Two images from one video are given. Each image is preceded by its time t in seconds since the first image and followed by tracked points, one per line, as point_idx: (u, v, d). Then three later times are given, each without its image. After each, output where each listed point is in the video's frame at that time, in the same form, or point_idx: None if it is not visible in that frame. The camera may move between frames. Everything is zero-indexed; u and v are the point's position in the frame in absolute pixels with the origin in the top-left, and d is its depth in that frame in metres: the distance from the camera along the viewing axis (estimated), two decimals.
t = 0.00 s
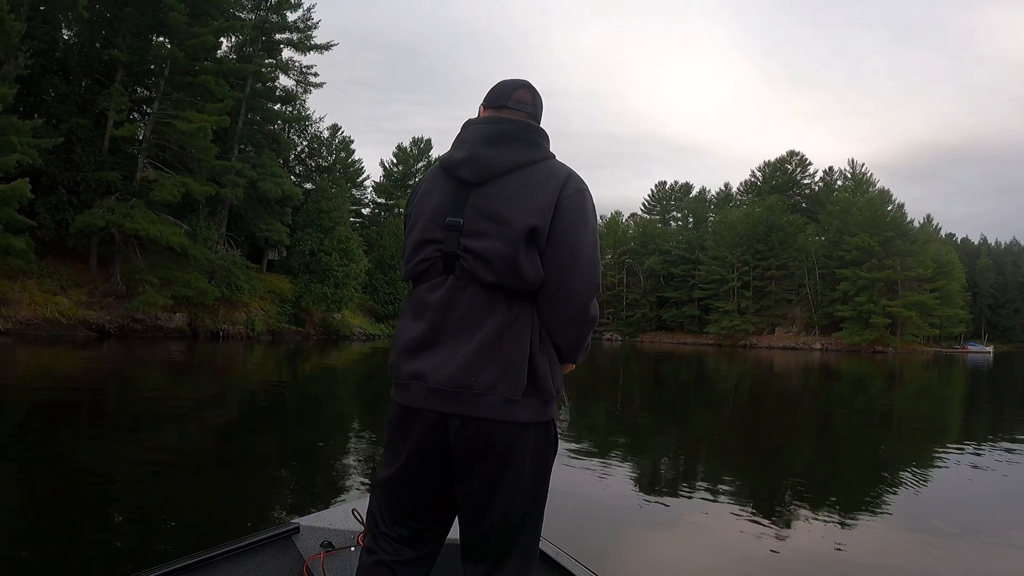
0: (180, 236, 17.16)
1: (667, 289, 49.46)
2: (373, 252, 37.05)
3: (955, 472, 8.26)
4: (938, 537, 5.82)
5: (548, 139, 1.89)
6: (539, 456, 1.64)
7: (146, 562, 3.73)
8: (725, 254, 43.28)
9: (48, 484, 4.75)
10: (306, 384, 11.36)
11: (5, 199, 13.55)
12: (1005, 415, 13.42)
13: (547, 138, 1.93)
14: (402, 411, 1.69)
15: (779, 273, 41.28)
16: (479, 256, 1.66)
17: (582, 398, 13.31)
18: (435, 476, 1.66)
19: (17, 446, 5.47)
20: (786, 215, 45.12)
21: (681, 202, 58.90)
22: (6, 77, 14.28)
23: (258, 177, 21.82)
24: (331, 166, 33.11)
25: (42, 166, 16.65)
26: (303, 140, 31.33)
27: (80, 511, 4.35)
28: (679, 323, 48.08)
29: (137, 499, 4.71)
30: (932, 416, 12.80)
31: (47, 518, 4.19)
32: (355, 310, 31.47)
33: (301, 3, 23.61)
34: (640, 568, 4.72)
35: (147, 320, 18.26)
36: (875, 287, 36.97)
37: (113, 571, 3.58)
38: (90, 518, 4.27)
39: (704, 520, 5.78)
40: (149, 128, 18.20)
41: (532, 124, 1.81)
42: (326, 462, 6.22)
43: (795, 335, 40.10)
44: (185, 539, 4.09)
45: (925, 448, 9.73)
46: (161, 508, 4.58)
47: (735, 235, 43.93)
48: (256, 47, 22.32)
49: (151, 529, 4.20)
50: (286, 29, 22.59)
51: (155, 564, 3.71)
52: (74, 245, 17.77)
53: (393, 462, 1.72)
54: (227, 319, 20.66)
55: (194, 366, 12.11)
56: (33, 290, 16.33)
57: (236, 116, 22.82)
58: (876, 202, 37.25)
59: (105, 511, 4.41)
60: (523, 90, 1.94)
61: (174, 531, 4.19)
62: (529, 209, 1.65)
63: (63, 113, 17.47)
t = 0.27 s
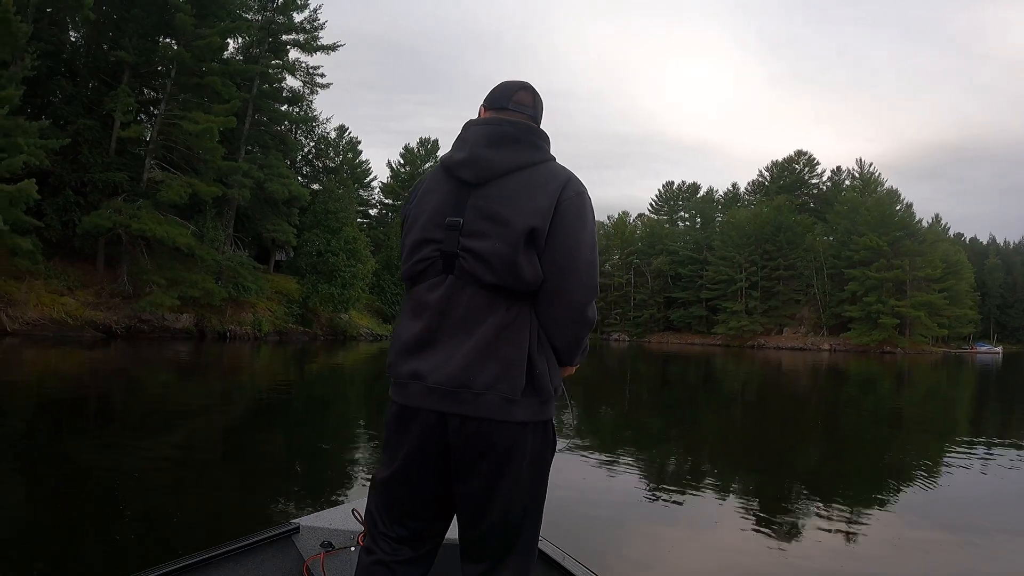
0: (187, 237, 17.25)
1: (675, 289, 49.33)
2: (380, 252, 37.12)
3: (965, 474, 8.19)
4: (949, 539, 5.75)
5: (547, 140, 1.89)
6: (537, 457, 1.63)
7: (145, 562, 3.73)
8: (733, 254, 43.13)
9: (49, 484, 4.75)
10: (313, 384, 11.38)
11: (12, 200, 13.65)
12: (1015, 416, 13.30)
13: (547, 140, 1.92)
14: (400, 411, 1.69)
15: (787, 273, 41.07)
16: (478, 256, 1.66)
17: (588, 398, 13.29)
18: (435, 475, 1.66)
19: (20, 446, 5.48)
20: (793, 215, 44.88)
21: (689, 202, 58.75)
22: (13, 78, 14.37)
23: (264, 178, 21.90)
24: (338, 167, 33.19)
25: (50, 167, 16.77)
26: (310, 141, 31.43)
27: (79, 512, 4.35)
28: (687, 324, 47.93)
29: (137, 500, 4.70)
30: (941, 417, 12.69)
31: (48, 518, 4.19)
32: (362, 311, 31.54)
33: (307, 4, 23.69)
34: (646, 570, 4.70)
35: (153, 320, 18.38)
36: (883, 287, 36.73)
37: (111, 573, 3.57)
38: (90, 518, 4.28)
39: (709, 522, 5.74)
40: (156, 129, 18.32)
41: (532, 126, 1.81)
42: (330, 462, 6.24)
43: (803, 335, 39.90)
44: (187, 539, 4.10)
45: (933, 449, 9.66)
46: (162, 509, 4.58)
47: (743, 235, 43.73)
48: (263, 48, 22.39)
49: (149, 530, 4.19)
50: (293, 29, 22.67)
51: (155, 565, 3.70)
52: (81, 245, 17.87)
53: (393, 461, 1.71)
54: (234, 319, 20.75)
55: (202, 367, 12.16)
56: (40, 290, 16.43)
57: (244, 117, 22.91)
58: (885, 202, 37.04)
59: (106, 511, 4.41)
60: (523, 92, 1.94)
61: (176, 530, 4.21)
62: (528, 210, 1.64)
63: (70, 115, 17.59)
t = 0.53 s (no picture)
0: (194, 238, 17.33)
1: (683, 290, 49.18)
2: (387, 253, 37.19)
3: (975, 476, 8.11)
4: (960, 543, 5.69)
5: (546, 139, 1.88)
6: (534, 457, 1.63)
7: (145, 562, 3.74)
8: (741, 255, 42.95)
9: (51, 483, 4.77)
10: (319, 385, 11.42)
11: (19, 201, 13.74)
12: None
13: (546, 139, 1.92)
14: (398, 412, 1.69)
15: (796, 274, 40.84)
16: (476, 255, 1.65)
17: (594, 399, 13.27)
18: (433, 475, 1.65)
19: (24, 445, 5.52)
20: (801, 215, 44.65)
21: (697, 202, 58.54)
22: (20, 80, 14.48)
23: (272, 179, 21.99)
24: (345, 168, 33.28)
25: (57, 169, 16.89)
26: (317, 142, 31.52)
27: (81, 512, 4.36)
28: (695, 325, 47.76)
29: (139, 500, 4.72)
30: (950, 419, 12.59)
31: (50, 518, 4.21)
32: (370, 311, 31.60)
33: (314, 5, 23.76)
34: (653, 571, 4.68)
35: (160, 321, 18.48)
36: (892, 288, 36.50)
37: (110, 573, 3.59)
38: (91, 518, 4.29)
39: (713, 523, 5.71)
40: (163, 130, 18.41)
41: (531, 124, 1.80)
42: (334, 463, 6.26)
43: (812, 336, 39.65)
44: (188, 540, 4.11)
45: (942, 451, 9.58)
46: (164, 509, 4.59)
47: (751, 236, 43.54)
48: (269, 50, 22.47)
49: (151, 530, 4.20)
50: (300, 30, 22.75)
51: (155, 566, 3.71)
52: (88, 246, 17.98)
53: (392, 461, 1.71)
54: (242, 320, 20.83)
55: (210, 367, 12.22)
56: (47, 291, 16.52)
57: (251, 118, 23.01)
58: (893, 202, 36.79)
59: (108, 512, 4.43)
60: (521, 91, 1.93)
61: (178, 532, 4.22)
62: (525, 209, 1.64)
63: (77, 116, 17.71)
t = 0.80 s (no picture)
0: (200, 239, 17.40)
1: (691, 290, 49.07)
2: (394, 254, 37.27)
3: (983, 478, 8.04)
4: (971, 548, 5.63)
5: (547, 139, 1.88)
6: (534, 457, 1.63)
7: (146, 563, 3.75)
8: (749, 255, 42.77)
9: (53, 484, 4.78)
10: (326, 386, 11.44)
11: (26, 202, 13.82)
12: None
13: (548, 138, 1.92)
14: (397, 411, 1.68)
15: (804, 273, 40.63)
16: (475, 255, 1.65)
17: (601, 400, 13.24)
18: (434, 476, 1.65)
19: (28, 446, 5.54)
20: (809, 214, 44.42)
21: (704, 202, 58.36)
22: (26, 82, 14.56)
23: (278, 180, 22.06)
24: (352, 168, 33.34)
25: (64, 170, 16.99)
26: (324, 143, 31.61)
27: (83, 512, 4.37)
28: (703, 325, 47.61)
29: (141, 501, 4.72)
30: (959, 419, 12.50)
31: (52, 519, 4.21)
32: (376, 312, 31.66)
33: (320, 6, 23.82)
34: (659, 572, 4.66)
35: (167, 322, 18.56)
36: (900, 288, 36.28)
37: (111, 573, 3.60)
38: (94, 518, 4.30)
39: (717, 525, 5.68)
40: (169, 131, 18.49)
41: (532, 124, 1.80)
42: (337, 463, 6.27)
43: (820, 336, 39.42)
44: (190, 540, 4.12)
45: (950, 451, 9.50)
46: (167, 510, 4.60)
47: (758, 236, 43.34)
48: (276, 51, 22.56)
49: (152, 530, 4.21)
50: (306, 31, 22.82)
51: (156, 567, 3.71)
52: (95, 247, 18.07)
53: (391, 461, 1.70)
54: (249, 321, 20.91)
55: (218, 368, 12.26)
56: (54, 292, 16.59)
57: (257, 119, 23.09)
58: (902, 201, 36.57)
59: (110, 512, 4.43)
60: (523, 91, 1.92)
61: (182, 531, 4.24)
62: (526, 208, 1.63)
63: (84, 118, 17.82)
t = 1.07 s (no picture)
0: (207, 240, 17.49)
1: (699, 290, 48.90)
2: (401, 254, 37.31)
3: (994, 478, 7.97)
4: (979, 548, 5.58)
5: (548, 138, 1.88)
6: (534, 457, 1.63)
7: (147, 563, 3.76)
8: (756, 254, 42.60)
9: (55, 485, 4.79)
10: (332, 387, 11.46)
11: (33, 204, 13.91)
12: None
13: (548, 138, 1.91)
14: (397, 412, 1.68)
15: (812, 273, 40.43)
16: (477, 255, 1.64)
17: (607, 400, 13.22)
18: (434, 476, 1.64)
19: (32, 446, 5.57)
20: (817, 214, 44.18)
21: (712, 202, 58.19)
22: (32, 84, 14.66)
23: (285, 181, 22.14)
24: (359, 169, 33.42)
25: (71, 171, 17.12)
26: (331, 144, 31.70)
27: (84, 513, 4.37)
28: (711, 325, 47.43)
29: (142, 501, 4.72)
30: (968, 420, 12.41)
31: (54, 519, 4.22)
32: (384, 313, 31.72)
33: (326, 7, 23.90)
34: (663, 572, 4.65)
35: (175, 323, 18.66)
36: (909, 287, 36.05)
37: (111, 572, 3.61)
38: (95, 518, 4.32)
39: (722, 526, 5.64)
40: (176, 132, 18.58)
41: (534, 123, 1.79)
42: (341, 464, 6.27)
43: (828, 336, 39.20)
44: (191, 540, 4.13)
45: (960, 452, 9.43)
46: (168, 511, 4.60)
47: (766, 235, 43.14)
48: (282, 52, 22.65)
49: (153, 531, 4.21)
50: (312, 32, 22.91)
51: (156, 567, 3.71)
52: (102, 249, 18.17)
53: (390, 461, 1.69)
54: (256, 322, 21.00)
55: (226, 369, 12.31)
56: (60, 293, 16.68)
57: (264, 120, 23.19)
58: (910, 200, 36.35)
59: (111, 513, 4.44)
60: (524, 91, 1.92)
61: (183, 532, 4.25)
62: (528, 208, 1.63)
63: (91, 119, 17.95)
